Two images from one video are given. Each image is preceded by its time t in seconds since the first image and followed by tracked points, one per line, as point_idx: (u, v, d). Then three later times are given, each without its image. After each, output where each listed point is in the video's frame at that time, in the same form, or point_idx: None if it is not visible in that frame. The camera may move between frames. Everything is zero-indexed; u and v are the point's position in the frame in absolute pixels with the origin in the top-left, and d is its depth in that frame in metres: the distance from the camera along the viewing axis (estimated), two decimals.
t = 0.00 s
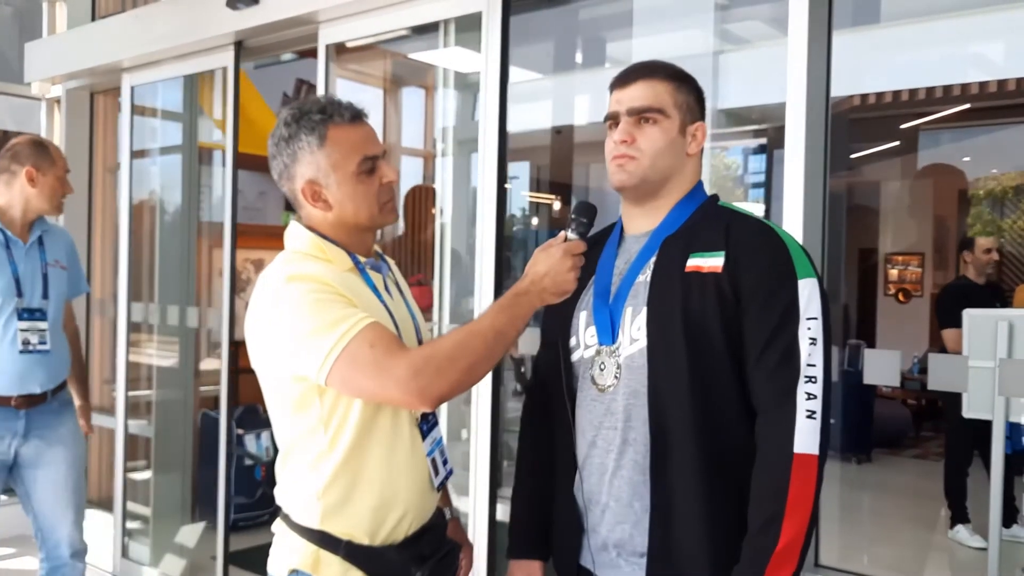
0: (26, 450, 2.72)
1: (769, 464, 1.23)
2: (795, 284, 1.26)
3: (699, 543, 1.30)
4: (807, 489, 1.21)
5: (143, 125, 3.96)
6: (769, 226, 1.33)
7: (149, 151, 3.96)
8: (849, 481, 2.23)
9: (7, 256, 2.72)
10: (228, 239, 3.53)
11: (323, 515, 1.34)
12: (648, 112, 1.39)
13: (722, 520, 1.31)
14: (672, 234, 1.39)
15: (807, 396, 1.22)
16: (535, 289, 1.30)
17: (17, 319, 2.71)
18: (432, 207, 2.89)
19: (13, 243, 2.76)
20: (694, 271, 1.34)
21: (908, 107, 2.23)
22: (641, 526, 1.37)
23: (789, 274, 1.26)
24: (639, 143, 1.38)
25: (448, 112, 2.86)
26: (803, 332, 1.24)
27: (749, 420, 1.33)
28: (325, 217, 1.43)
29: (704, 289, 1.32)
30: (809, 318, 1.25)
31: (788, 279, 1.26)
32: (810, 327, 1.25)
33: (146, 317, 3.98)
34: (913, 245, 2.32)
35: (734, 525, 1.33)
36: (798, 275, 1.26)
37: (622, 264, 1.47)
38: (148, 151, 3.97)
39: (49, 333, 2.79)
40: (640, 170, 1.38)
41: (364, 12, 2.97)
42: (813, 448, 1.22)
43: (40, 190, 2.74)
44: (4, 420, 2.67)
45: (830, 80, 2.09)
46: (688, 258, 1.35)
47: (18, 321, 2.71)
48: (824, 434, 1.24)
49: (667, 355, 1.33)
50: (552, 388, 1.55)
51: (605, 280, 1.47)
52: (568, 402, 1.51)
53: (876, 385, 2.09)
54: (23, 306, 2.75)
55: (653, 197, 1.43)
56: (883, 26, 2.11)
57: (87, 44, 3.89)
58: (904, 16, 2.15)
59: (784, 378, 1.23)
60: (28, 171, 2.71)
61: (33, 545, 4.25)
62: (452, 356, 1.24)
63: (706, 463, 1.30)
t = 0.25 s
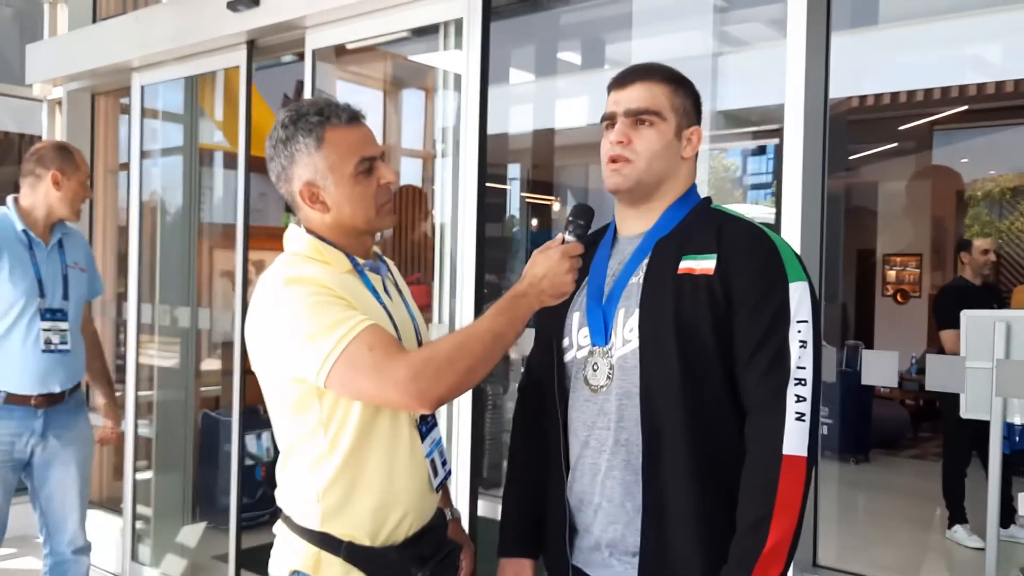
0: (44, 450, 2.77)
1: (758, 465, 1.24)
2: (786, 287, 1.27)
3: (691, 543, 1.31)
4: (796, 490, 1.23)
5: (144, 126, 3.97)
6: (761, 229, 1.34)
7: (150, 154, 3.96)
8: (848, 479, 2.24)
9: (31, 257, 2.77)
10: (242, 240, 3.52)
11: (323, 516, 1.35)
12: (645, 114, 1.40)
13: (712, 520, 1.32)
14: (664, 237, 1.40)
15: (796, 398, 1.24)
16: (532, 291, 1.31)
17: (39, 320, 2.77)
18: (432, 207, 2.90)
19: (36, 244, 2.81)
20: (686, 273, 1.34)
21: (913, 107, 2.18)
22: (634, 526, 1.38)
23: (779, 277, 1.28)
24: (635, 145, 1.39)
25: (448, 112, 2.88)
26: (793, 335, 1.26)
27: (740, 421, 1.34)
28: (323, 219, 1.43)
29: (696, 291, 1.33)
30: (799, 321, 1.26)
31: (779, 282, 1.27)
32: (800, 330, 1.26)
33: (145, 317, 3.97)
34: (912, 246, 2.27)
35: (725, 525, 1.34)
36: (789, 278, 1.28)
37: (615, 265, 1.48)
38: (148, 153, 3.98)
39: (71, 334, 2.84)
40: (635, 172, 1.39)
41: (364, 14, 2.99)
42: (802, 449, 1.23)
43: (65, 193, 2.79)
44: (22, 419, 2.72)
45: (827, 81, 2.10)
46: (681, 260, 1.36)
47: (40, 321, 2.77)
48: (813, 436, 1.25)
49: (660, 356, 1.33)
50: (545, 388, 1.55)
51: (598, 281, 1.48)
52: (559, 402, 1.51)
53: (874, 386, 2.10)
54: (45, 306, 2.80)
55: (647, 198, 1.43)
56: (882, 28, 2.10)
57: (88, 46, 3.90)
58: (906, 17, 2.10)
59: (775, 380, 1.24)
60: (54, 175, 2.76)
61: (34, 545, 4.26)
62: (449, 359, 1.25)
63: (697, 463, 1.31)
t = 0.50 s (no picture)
0: (65, 448, 2.82)
1: (748, 464, 1.26)
2: (778, 289, 1.28)
3: (683, 541, 1.33)
4: (785, 489, 1.24)
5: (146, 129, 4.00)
6: (754, 231, 1.36)
7: (152, 156, 3.99)
8: (846, 476, 2.29)
9: (65, 260, 2.81)
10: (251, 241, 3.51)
11: (324, 517, 1.37)
12: (648, 116, 1.42)
13: (703, 518, 1.34)
14: (659, 238, 1.42)
15: (787, 398, 1.25)
16: (531, 294, 1.31)
17: (73, 320, 2.81)
18: (432, 209, 2.91)
19: (70, 247, 2.85)
20: (679, 274, 1.36)
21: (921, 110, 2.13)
22: (628, 524, 1.39)
23: (771, 279, 1.29)
24: (636, 146, 1.40)
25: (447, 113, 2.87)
26: (784, 337, 1.27)
27: (731, 420, 1.36)
28: (325, 221, 1.45)
29: (689, 293, 1.34)
30: (790, 322, 1.28)
31: (770, 284, 1.29)
32: (791, 331, 1.27)
33: (146, 318, 3.99)
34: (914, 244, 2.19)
35: (716, 524, 1.35)
36: (781, 280, 1.29)
37: (610, 265, 1.50)
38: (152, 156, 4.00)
39: (100, 335, 2.89)
40: (634, 173, 1.40)
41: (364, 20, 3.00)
42: (791, 449, 1.25)
43: (99, 199, 2.84)
44: (50, 418, 2.76)
45: (825, 85, 2.15)
46: (674, 262, 1.38)
47: (74, 321, 2.81)
48: (802, 435, 1.27)
49: (653, 357, 1.35)
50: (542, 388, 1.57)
51: (593, 281, 1.50)
52: (554, 401, 1.53)
53: (871, 387, 2.15)
54: (78, 307, 2.84)
55: (643, 198, 1.45)
56: (879, 31, 2.12)
57: (91, 48, 3.91)
58: (904, 19, 2.09)
59: (765, 381, 1.26)
60: (88, 181, 2.81)
61: (37, 546, 4.27)
62: (448, 361, 1.26)
63: (690, 462, 1.33)
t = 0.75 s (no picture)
0: (80, 447, 2.82)
1: (748, 463, 1.26)
2: (777, 287, 1.28)
3: (684, 541, 1.32)
4: (784, 488, 1.24)
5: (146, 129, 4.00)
6: (754, 230, 1.35)
7: (152, 156, 3.99)
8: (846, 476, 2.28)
9: (83, 261, 2.81)
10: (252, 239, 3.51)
11: (325, 517, 1.37)
12: (650, 115, 1.41)
13: (704, 517, 1.34)
14: (660, 237, 1.42)
15: (787, 397, 1.25)
16: (533, 294, 1.31)
17: (89, 320, 2.80)
18: (433, 209, 2.90)
19: (87, 248, 2.85)
20: (679, 274, 1.36)
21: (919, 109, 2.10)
22: (629, 525, 1.39)
23: (771, 278, 1.29)
24: (640, 145, 1.39)
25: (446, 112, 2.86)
26: (784, 335, 1.27)
27: (731, 419, 1.35)
28: (327, 220, 1.45)
29: (688, 292, 1.34)
30: (790, 321, 1.27)
31: (770, 283, 1.28)
32: (791, 330, 1.27)
33: (145, 318, 3.98)
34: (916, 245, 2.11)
35: (717, 523, 1.35)
36: (781, 278, 1.29)
37: (609, 265, 1.49)
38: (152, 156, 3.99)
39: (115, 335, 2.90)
40: (638, 172, 1.40)
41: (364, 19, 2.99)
42: (791, 448, 1.24)
43: (117, 203, 2.85)
44: (66, 418, 2.76)
45: (825, 85, 2.16)
46: (673, 261, 1.37)
47: (90, 321, 2.80)
48: (803, 434, 1.26)
49: (653, 356, 1.35)
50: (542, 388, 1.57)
51: (593, 282, 1.49)
52: (555, 401, 1.53)
53: (873, 386, 2.14)
54: (94, 307, 2.84)
55: (643, 197, 1.44)
56: (880, 31, 2.12)
57: (91, 48, 3.91)
58: (906, 19, 2.08)
59: (765, 380, 1.26)
60: (107, 184, 2.83)
61: (37, 546, 4.26)
62: (448, 362, 1.26)
63: (691, 462, 1.32)
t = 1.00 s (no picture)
0: (89, 446, 2.83)
1: (748, 464, 1.26)
2: (778, 288, 1.28)
3: (686, 542, 1.32)
4: (783, 489, 1.24)
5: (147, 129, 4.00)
6: (755, 232, 1.35)
7: (152, 157, 3.99)
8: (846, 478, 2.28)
9: (95, 262, 2.81)
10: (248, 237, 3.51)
11: (325, 519, 1.36)
12: (650, 118, 1.40)
13: (705, 518, 1.34)
14: (662, 238, 1.42)
15: (788, 397, 1.25)
16: (534, 296, 1.31)
17: (101, 321, 2.81)
18: (433, 210, 2.91)
19: (99, 250, 2.85)
20: (680, 275, 1.36)
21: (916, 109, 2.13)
22: (630, 526, 1.38)
23: (772, 279, 1.29)
24: (643, 148, 1.39)
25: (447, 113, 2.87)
26: (785, 336, 1.27)
27: (733, 420, 1.35)
28: (330, 222, 1.44)
29: (690, 293, 1.34)
30: (791, 321, 1.27)
31: (771, 284, 1.28)
32: (792, 330, 1.27)
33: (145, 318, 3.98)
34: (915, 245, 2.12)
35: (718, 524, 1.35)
36: (782, 279, 1.29)
37: (611, 267, 1.49)
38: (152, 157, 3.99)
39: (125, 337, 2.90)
40: (643, 175, 1.39)
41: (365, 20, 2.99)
42: (791, 449, 1.24)
43: (129, 207, 2.86)
44: (74, 419, 2.76)
45: (826, 84, 2.15)
46: (675, 262, 1.37)
47: (102, 322, 2.80)
48: (803, 435, 1.26)
49: (655, 357, 1.35)
50: (544, 390, 1.56)
51: (595, 284, 1.49)
52: (557, 403, 1.52)
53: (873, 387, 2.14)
54: (105, 309, 2.84)
55: (648, 201, 1.44)
56: (879, 31, 2.12)
57: (91, 48, 3.91)
58: (907, 19, 2.09)
59: (766, 380, 1.26)
60: (121, 188, 2.84)
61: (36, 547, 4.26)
62: (449, 364, 1.26)
63: (693, 463, 1.32)
